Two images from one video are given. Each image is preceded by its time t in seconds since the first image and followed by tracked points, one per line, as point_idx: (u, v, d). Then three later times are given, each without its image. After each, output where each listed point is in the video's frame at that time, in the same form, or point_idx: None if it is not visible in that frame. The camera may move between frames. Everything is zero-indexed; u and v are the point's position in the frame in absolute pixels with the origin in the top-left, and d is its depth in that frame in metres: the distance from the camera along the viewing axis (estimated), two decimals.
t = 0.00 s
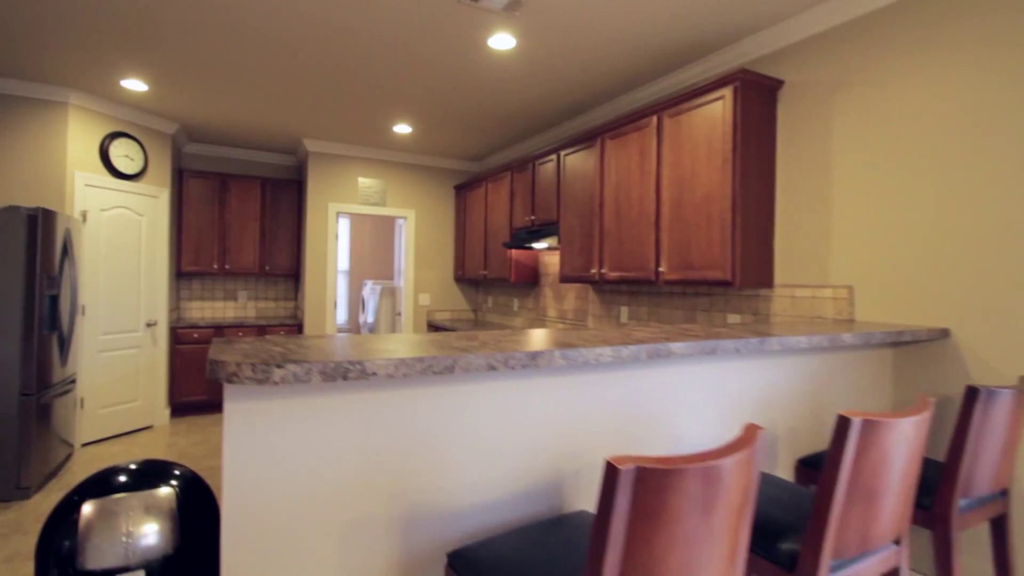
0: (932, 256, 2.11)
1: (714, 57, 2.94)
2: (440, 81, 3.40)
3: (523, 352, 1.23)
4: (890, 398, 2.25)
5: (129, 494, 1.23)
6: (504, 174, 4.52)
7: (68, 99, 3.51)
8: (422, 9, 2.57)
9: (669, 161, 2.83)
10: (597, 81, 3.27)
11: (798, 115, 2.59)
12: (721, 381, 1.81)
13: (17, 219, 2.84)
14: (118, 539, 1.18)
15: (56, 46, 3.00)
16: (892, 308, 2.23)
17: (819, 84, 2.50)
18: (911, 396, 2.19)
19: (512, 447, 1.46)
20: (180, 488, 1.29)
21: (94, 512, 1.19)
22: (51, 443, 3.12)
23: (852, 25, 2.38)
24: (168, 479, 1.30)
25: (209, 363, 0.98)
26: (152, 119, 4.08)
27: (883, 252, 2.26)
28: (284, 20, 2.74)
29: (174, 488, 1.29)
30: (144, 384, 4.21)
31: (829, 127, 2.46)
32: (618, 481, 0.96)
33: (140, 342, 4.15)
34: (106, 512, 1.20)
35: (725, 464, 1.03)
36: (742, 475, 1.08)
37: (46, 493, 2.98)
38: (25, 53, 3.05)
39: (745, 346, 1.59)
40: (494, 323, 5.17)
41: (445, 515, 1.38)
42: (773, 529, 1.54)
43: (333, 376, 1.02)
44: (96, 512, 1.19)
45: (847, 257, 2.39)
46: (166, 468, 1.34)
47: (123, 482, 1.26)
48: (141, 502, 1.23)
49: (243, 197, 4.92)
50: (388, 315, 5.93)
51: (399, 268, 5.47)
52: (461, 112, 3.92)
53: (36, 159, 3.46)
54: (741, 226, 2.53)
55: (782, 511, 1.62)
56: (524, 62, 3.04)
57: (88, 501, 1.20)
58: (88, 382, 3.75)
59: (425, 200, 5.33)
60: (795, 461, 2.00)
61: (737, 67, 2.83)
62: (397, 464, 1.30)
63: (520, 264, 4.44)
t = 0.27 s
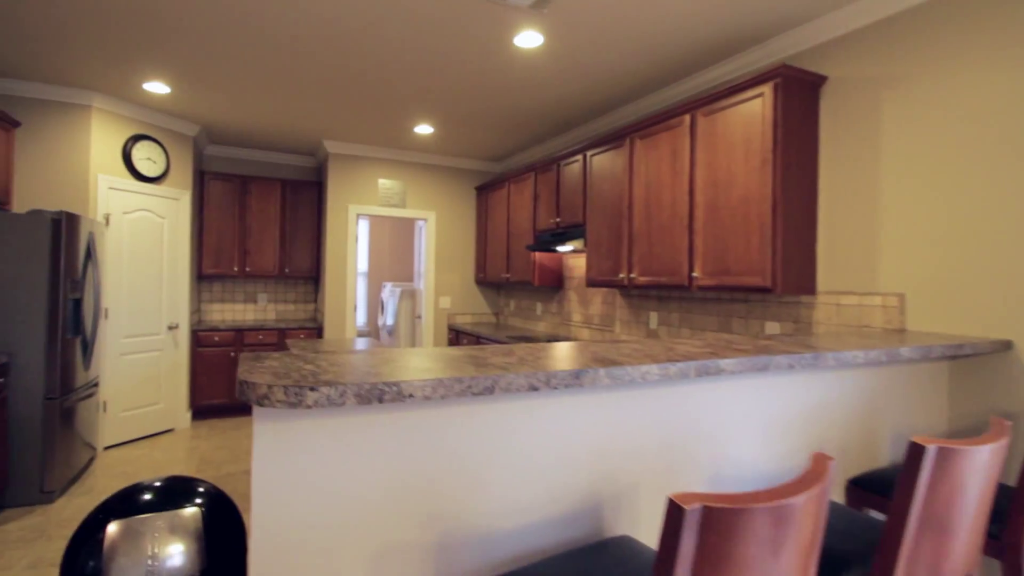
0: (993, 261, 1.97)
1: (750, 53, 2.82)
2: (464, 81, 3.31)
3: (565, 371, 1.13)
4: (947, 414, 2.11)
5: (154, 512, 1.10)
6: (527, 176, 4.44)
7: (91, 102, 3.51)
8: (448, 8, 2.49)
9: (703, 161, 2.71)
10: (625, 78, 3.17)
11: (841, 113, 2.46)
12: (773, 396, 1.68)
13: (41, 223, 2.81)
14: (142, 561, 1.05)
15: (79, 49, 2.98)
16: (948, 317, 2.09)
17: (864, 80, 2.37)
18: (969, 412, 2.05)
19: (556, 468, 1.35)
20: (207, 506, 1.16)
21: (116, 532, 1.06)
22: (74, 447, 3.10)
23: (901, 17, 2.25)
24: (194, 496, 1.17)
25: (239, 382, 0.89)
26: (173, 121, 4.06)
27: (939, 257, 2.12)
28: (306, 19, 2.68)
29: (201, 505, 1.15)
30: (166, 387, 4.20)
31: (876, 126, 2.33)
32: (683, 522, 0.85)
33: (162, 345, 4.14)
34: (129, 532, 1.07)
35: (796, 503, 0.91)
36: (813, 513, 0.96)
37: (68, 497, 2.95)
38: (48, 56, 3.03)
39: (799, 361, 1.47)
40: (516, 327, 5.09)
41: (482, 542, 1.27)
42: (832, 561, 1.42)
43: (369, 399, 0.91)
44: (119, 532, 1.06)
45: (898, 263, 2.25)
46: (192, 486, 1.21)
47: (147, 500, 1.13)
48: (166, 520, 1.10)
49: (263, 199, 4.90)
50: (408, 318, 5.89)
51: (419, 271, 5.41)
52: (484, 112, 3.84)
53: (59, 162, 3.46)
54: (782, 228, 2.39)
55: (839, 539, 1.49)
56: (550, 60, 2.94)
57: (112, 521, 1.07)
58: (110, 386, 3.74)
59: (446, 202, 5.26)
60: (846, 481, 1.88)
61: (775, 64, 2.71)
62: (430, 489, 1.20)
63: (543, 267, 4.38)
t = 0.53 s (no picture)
0: None
1: (789, 47, 2.69)
2: (487, 80, 3.23)
3: (610, 390, 0.95)
4: (1005, 429, 1.97)
5: (178, 533, 0.92)
6: (550, 176, 4.35)
7: (114, 105, 3.51)
8: (472, 6, 2.42)
9: (739, 162, 2.60)
10: (654, 76, 3.06)
11: (888, 110, 2.32)
12: (827, 410, 1.52)
13: (65, 227, 2.79)
14: None
15: (101, 52, 2.95)
16: (1007, 327, 1.94)
17: (914, 75, 2.24)
18: None
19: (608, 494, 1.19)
20: (236, 524, 0.98)
21: (140, 553, 0.88)
22: (97, 451, 3.08)
23: (955, 7, 2.11)
24: (221, 512, 0.99)
25: (268, 405, 0.79)
26: (195, 124, 4.05)
27: (999, 263, 1.97)
28: (329, 21, 2.62)
29: (229, 523, 0.98)
30: (188, 390, 4.19)
31: (927, 122, 2.20)
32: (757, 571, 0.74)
33: (183, 348, 4.13)
34: (153, 554, 0.89)
35: (879, 548, 0.80)
36: (894, 559, 0.85)
37: (91, 502, 2.93)
38: (71, 59, 3.02)
39: (859, 378, 1.32)
40: (538, 331, 5.01)
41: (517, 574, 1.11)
42: None
43: (405, 424, 0.78)
44: (142, 553, 0.88)
45: (950, 268, 2.11)
46: (217, 499, 1.02)
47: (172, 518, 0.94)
48: (191, 542, 0.92)
49: (283, 201, 4.87)
50: (427, 321, 5.85)
51: (440, 273, 5.36)
52: (506, 112, 3.76)
53: (83, 165, 3.46)
54: (824, 232, 2.26)
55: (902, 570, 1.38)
56: (577, 57, 2.85)
57: (131, 540, 0.90)
58: (132, 389, 3.74)
59: (466, 204, 5.20)
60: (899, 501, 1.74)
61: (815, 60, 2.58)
62: (458, 516, 1.05)
63: (566, 270, 4.30)
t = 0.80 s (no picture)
0: None
1: (826, 42, 2.59)
2: (510, 80, 3.16)
3: (664, 408, 0.83)
4: None
5: (201, 555, 0.85)
6: (572, 177, 4.27)
7: (135, 108, 3.50)
8: (498, 4, 2.35)
9: (774, 162, 2.49)
10: (683, 73, 2.97)
11: (934, 106, 2.20)
12: (882, 425, 1.40)
13: (86, 230, 2.78)
14: None
15: (123, 54, 2.94)
16: None
17: (963, 69, 2.12)
18: None
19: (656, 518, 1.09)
20: (261, 545, 0.91)
21: None
22: (117, 455, 3.06)
23: None
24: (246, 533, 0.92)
25: (297, 426, 0.70)
26: (215, 126, 4.04)
27: None
28: (351, 22, 2.57)
29: (253, 544, 0.90)
30: (207, 393, 4.17)
31: (978, 117, 2.08)
32: None
33: (203, 351, 4.11)
34: None
35: None
36: None
37: (111, 507, 2.91)
38: (93, 62, 3.01)
39: (925, 394, 1.20)
40: (558, 335, 4.92)
41: None
42: None
43: (447, 448, 0.68)
44: None
45: (1005, 273, 1.98)
46: (241, 517, 0.95)
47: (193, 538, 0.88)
48: (215, 565, 0.85)
49: (302, 203, 4.84)
50: (444, 324, 5.86)
51: (458, 276, 5.31)
52: (528, 112, 3.70)
53: (105, 168, 3.45)
54: (867, 235, 2.15)
55: None
56: (604, 55, 2.77)
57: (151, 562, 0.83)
58: (152, 393, 3.72)
59: (485, 206, 5.14)
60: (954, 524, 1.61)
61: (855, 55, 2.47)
62: (492, 540, 0.96)
63: (588, 273, 4.22)
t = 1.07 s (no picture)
0: None
1: (862, 37, 2.48)
2: (531, 78, 3.09)
3: (734, 434, 0.75)
4: None
5: None
6: (592, 178, 4.19)
7: (152, 111, 3.48)
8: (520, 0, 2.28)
9: (809, 162, 2.39)
10: (710, 70, 2.88)
11: (982, 101, 2.09)
12: (944, 443, 1.30)
13: (102, 234, 2.75)
14: None
15: (140, 56, 2.91)
16: None
17: (1013, 63, 2.01)
18: None
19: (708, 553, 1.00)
20: None
21: None
22: (133, 461, 3.03)
23: None
24: (268, 563, 0.84)
25: (329, 457, 0.62)
26: (231, 129, 4.01)
27: None
28: (369, 21, 2.52)
29: None
30: (223, 397, 4.14)
31: None
32: None
33: (219, 355, 4.08)
34: None
35: None
36: None
37: (127, 514, 2.87)
38: (110, 64, 2.98)
39: (1002, 414, 1.10)
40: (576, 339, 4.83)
41: None
42: None
43: (499, 485, 0.60)
44: None
45: None
46: (263, 546, 0.88)
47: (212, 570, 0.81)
48: None
49: (318, 206, 4.81)
50: (459, 328, 5.86)
51: (475, 279, 5.25)
52: (547, 112, 3.62)
53: (122, 171, 3.43)
54: (912, 237, 2.04)
55: None
56: (630, 52, 2.69)
57: None
58: (168, 397, 3.69)
59: (502, 208, 5.07)
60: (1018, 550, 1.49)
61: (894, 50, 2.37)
62: None
63: (608, 277, 4.13)
